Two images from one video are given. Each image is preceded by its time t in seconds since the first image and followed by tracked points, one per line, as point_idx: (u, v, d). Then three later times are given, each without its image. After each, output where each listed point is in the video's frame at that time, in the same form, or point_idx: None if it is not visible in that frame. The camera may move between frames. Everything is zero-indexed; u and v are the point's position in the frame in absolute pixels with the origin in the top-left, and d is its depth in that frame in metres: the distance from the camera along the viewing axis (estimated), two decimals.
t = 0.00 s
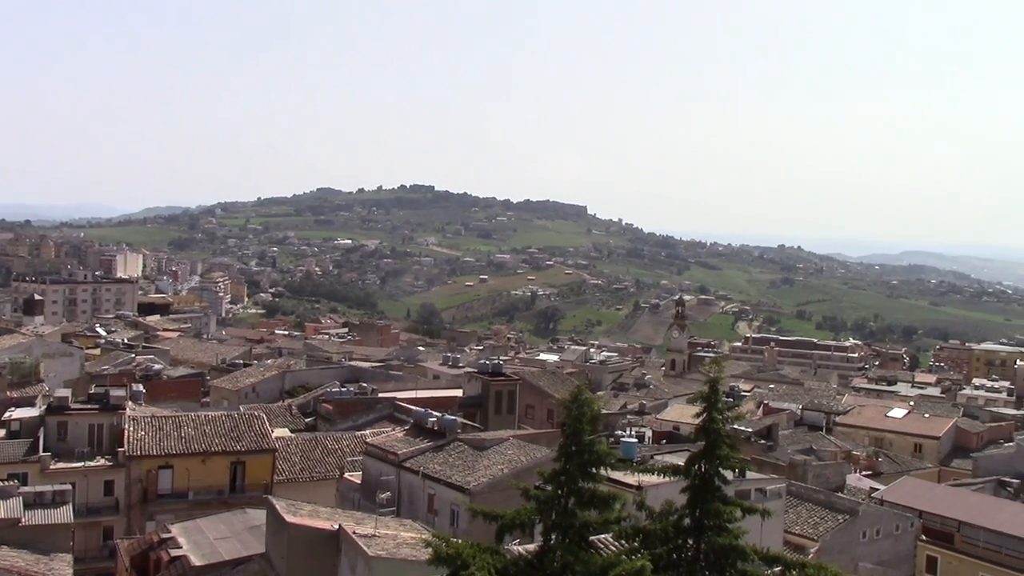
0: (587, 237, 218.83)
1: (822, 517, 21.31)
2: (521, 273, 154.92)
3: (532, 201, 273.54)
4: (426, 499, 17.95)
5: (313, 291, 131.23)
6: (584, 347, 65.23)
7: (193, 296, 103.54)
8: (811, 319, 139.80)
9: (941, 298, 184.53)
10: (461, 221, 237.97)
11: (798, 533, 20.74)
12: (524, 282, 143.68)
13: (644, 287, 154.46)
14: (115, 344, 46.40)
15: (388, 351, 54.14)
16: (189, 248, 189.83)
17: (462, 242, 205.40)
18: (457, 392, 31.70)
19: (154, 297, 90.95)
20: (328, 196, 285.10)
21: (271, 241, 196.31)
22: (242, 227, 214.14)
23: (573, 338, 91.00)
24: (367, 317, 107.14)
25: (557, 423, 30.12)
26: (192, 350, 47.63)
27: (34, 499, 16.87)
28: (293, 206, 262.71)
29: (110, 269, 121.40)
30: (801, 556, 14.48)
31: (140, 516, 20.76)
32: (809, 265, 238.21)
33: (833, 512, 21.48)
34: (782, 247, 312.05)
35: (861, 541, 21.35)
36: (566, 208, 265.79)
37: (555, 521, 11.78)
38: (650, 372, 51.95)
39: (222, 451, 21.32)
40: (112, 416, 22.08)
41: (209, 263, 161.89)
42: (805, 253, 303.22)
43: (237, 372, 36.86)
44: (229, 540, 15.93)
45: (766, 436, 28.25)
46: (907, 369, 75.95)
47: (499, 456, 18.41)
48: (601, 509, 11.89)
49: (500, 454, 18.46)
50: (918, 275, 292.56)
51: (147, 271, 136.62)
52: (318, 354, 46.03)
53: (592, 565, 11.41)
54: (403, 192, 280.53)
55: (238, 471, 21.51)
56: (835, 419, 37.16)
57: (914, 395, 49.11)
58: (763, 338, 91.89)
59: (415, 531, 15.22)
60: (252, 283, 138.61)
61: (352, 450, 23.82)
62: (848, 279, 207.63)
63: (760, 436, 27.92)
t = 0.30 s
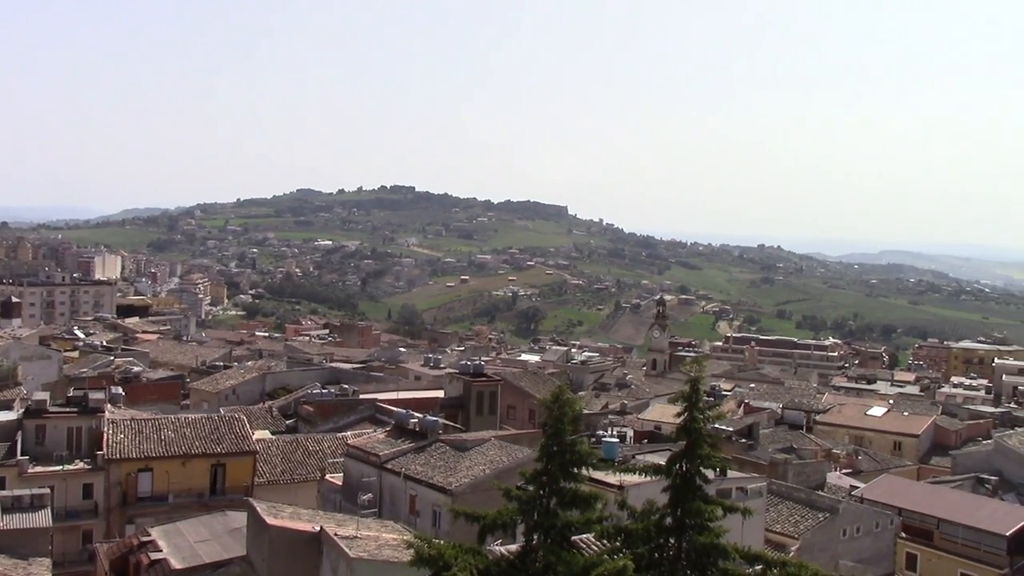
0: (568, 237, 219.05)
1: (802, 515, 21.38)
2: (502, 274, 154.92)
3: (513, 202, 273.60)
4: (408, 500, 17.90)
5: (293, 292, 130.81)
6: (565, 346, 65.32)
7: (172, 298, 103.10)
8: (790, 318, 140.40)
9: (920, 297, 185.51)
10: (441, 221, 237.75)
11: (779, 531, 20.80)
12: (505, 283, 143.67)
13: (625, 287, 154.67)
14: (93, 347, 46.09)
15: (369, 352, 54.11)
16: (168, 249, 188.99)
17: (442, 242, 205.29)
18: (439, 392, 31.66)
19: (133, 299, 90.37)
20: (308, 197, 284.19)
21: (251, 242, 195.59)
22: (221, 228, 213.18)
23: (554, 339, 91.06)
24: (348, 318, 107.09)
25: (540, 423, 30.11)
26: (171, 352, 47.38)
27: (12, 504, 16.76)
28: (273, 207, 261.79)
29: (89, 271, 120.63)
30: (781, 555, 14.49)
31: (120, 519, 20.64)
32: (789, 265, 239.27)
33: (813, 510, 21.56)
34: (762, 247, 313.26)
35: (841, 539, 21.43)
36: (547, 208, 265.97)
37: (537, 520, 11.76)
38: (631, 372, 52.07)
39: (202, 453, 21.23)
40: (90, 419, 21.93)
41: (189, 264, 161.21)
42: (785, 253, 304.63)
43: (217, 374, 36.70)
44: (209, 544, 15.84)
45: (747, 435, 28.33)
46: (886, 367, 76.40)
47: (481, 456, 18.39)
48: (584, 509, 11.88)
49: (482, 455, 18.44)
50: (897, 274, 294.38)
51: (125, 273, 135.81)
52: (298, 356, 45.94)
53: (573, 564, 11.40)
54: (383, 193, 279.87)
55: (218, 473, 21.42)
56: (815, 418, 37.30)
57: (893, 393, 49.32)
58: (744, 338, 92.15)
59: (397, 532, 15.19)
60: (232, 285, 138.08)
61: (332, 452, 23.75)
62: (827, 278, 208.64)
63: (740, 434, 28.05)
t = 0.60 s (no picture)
0: (551, 237, 219.20)
1: (786, 513, 21.48)
2: (485, 274, 154.85)
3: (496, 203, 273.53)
4: (393, 501, 17.88)
5: (277, 294, 130.40)
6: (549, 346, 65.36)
7: (153, 300, 102.60)
8: (773, 317, 140.87)
9: (902, 295, 186.27)
10: (424, 222, 237.48)
11: (763, 530, 20.84)
12: (488, 283, 143.59)
13: (608, 287, 154.81)
14: (75, 350, 45.79)
15: (353, 353, 54.03)
16: (150, 252, 188.06)
17: (426, 243, 205.02)
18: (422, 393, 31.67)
19: (114, 301, 89.80)
20: (290, 199, 283.21)
21: (233, 244, 194.81)
22: (203, 230, 212.24)
23: (538, 339, 91.10)
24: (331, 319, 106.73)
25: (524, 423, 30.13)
26: (154, 355, 47.17)
27: None
28: (255, 208, 260.85)
29: (69, 273, 119.88)
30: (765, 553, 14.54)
31: (102, 523, 20.46)
32: (771, 264, 240.01)
33: (796, 507, 21.67)
34: (744, 246, 314.20)
35: (824, 536, 21.53)
36: (530, 208, 265.97)
37: (522, 521, 11.77)
38: (615, 371, 52.16)
39: (186, 456, 21.15)
40: (72, 422, 21.82)
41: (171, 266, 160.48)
42: (768, 252, 305.51)
43: (200, 376, 36.56)
44: (193, 547, 15.77)
45: (731, 433, 28.46)
46: (868, 365, 76.80)
47: (465, 457, 18.38)
48: (568, 509, 11.90)
49: (466, 455, 18.43)
50: (879, 273, 295.72)
51: (107, 275, 134.99)
52: (282, 357, 45.78)
53: (559, 563, 11.40)
54: (366, 194, 279.24)
55: (202, 475, 21.34)
56: (798, 416, 37.48)
57: (875, 391, 49.59)
58: (727, 337, 92.31)
59: (382, 533, 15.17)
60: (215, 287, 137.49)
61: (317, 453, 23.70)
62: (809, 277, 209.49)
63: (724, 434, 28.18)
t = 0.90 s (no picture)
0: (535, 237, 219.33)
1: (770, 510, 21.59)
2: (469, 274, 154.79)
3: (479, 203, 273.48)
4: (377, 501, 17.88)
5: (260, 295, 129.92)
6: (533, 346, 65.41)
7: (136, 302, 102.06)
8: (757, 315, 141.30)
9: (884, 293, 187.17)
10: (408, 222, 237.20)
11: (747, 527, 20.93)
12: (473, 283, 143.52)
13: (592, 286, 154.99)
14: (57, 352, 45.51)
15: (338, 354, 53.95)
16: (132, 253, 187.08)
17: (409, 244, 204.76)
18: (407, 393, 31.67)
19: (97, 303, 89.30)
20: (273, 199, 282.28)
21: (216, 245, 194.11)
22: (185, 232, 211.32)
23: (523, 338, 91.12)
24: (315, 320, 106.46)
25: (507, 423, 30.13)
26: (137, 357, 46.91)
27: None
28: (238, 209, 259.95)
29: (51, 275, 119.13)
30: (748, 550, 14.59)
31: (85, 526, 20.27)
32: (754, 263, 240.92)
33: (780, 505, 21.77)
34: (728, 246, 315.16)
35: (808, 533, 21.61)
36: (514, 208, 265.96)
37: (508, 520, 11.76)
38: (599, 370, 52.23)
39: (169, 458, 21.10)
40: (54, 424, 21.66)
41: (153, 268, 159.65)
42: (751, 250, 306.45)
43: (183, 377, 36.42)
44: (177, 549, 15.70)
45: (715, 432, 28.58)
46: (851, 363, 77.16)
47: (450, 457, 18.37)
48: (553, 508, 11.91)
49: (451, 455, 18.42)
50: (862, 271, 297.09)
51: (88, 277, 134.18)
52: (266, 358, 45.66)
53: (544, 563, 11.42)
54: (349, 194, 278.60)
55: (186, 477, 21.30)
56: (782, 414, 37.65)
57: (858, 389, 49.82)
58: (711, 335, 92.52)
59: (367, 533, 15.17)
60: (198, 289, 136.93)
61: (301, 454, 23.69)
62: (792, 275, 210.34)
63: (709, 431, 28.29)
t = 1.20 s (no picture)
0: (517, 236, 219.13)
1: (753, 507, 21.64)
2: (452, 274, 154.52)
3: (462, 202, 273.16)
4: (361, 501, 17.84)
5: (242, 296, 129.35)
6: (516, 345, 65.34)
7: (116, 303, 101.40)
8: (739, 313, 141.61)
9: (865, 290, 187.92)
10: (390, 222, 236.71)
11: (731, 524, 21.02)
12: (455, 283, 143.26)
13: (575, 285, 155.05)
14: (36, 354, 45.16)
15: (320, 354, 53.76)
16: (113, 253, 185.97)
17: (392, 243, 204.31)
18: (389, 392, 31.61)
19: (76, 304, 88.65)
20: (255, 199, 281.11)
21: (198, 246, 193.20)
22: (166, 232, 210.22)
23: (506, 338, 90.91)
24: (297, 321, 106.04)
25: (491, 422, 30.09)
26: (118, 358, 46.61)
27: None
28: (219, 209, 258.72)
29: (30, 276, 118.22)
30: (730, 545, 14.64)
31: (67, 528, 20.21)
32: (737, 261, 241.58)
33: (763, 502, 21.82)
34: (711, 244, 315.99)
35: (791, 530, 21.68)
36: (496, 207, 265.70)
37: (491, 519, 11.76)
38: (582, 369, 52.22)
39: (151, 460, 20.98)
40: (35, 427, 21.50)
41: (133, 269, 158.70)
42: (733, 248, 307.38)
43: (164, 378, 36.24)
44: (159, 551, 15.61)
45: (698, 430, 28.66)
46: (834, 360, 77.40)
47: (433, 456, 18.35)
48: (537, 506, 11.91)
49: (434, 455, 18.39)
50: (843, 268, 298.29)
51: (68, 278, 133.23)
52: (248, 359, 45.45)
53: (528, 561, 11.43)
54: (331, 194, 277.69)
55: (167, 479, 21.17)
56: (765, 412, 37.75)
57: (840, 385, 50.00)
58: (694, 333, 92.63)
59: (351, 534, 15.12)
60: (179, 290, 136.13)
61: (284, 454, 23.60)
62: (774, 273, 210.98)
63: (691, 429, 28.36)
